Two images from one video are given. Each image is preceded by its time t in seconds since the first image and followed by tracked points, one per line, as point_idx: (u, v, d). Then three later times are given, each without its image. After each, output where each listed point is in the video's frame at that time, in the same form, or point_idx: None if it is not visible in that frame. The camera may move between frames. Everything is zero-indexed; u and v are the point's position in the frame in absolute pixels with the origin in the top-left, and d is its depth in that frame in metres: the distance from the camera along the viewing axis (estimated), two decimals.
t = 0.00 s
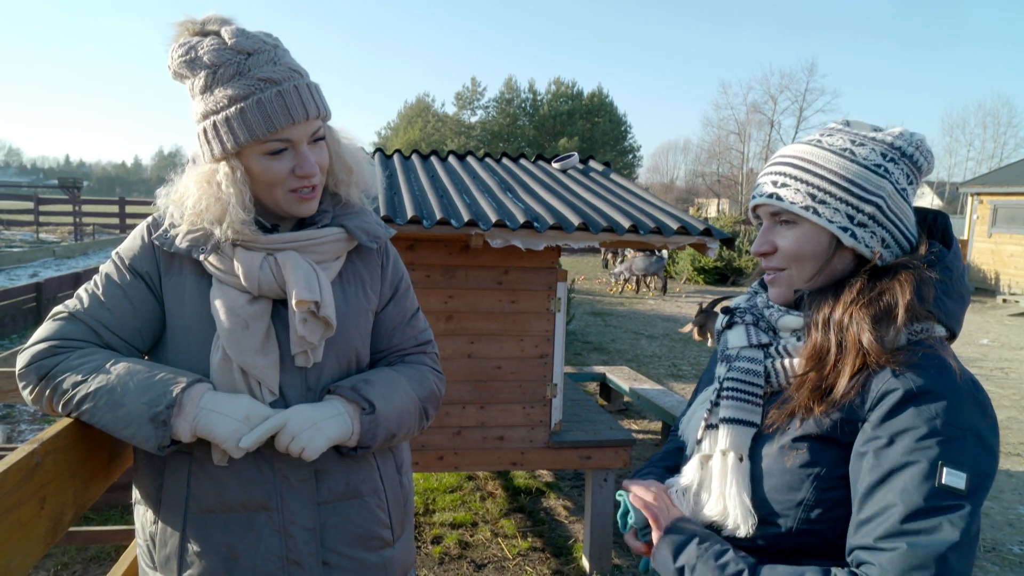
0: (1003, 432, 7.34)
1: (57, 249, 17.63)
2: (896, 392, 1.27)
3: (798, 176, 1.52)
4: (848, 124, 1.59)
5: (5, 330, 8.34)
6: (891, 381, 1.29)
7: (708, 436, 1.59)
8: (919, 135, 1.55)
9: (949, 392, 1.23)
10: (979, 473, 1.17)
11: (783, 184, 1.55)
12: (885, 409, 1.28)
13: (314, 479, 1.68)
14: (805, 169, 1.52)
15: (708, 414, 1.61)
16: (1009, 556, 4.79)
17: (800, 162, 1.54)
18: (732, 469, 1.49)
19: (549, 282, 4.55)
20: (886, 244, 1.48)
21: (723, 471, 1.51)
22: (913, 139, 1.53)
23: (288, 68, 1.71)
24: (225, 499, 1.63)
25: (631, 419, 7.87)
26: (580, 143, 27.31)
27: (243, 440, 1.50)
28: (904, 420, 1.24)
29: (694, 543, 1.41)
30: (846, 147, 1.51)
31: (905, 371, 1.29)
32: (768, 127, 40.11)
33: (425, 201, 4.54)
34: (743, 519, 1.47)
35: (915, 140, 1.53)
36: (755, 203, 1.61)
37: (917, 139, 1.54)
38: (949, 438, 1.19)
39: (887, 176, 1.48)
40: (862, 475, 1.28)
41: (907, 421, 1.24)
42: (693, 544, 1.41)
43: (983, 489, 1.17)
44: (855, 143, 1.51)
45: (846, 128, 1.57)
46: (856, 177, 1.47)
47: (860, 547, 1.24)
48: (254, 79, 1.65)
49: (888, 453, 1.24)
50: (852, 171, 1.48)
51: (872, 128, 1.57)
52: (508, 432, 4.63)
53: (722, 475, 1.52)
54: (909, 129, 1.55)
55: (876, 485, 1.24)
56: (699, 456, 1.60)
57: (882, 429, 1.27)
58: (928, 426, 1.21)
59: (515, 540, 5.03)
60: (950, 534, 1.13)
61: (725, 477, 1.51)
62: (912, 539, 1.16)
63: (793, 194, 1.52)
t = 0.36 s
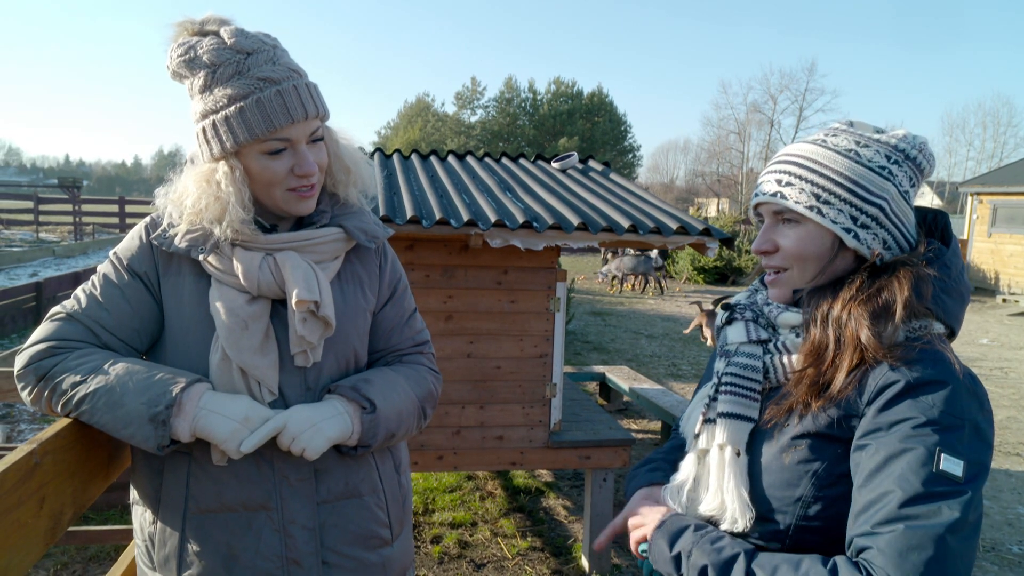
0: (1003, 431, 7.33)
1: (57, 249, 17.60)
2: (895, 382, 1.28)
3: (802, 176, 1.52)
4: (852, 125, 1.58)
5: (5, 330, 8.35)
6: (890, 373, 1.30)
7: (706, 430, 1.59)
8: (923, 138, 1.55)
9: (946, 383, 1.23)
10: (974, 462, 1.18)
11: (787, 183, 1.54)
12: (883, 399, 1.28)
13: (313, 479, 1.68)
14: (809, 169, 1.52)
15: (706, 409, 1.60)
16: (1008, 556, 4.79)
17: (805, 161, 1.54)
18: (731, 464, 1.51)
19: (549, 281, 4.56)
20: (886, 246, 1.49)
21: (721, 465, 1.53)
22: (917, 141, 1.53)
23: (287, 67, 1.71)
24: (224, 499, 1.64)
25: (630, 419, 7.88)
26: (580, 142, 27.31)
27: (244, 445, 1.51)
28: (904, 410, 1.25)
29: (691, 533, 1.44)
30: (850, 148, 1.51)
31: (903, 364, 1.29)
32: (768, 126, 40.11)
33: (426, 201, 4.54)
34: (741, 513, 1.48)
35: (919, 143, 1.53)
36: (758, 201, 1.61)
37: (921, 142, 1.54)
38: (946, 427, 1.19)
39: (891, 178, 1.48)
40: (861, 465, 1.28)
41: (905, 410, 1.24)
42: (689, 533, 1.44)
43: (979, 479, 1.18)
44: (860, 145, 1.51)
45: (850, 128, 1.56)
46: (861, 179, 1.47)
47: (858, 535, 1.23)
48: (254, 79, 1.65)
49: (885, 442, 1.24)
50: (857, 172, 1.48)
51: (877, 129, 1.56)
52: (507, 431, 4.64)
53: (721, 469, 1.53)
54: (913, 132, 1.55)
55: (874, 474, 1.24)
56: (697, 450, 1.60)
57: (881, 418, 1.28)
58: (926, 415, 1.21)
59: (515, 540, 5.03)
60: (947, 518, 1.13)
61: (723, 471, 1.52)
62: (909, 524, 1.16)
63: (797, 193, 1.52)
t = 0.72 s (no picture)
0: (1003, 431, 7.33)
1: (56, 249, 17.59)
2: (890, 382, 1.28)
3: (801, 174, 1.52)
4: (854, 124, 1.58)
5: (5, 330, 8.35)
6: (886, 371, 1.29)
7: (702, 427, 1.58)
8: (924, 139, 1.55)
9: (942, 383, 1.23)
10: (972, 463, 1.18)
11: (786, 181, 1.54)
12: (878, 399, 1.28)
13: (312, 479, 1.68)
14: (808, 167, 1.52)
15: (703, 405, 1.59)
16: (1008, 556, 4.79)
17: (805, 159, 1.54)
18: (726, 460, 1.50)
19: (549, 281, 4.56)
20: (883, 246, 1.49)
21: (716, 461, 1.52)
22: (918, 143, 1.53)
23: (284, 66, 1.71)
24: (223, 499, 1.64)
25: (631, 419, 7.88)
26: (580, 142, 27.31)
27: (244, 445, 1.51)
28: (899, 411, 1.24)
29: (688, 540, 1.46)
30: (850, 147, 1.51)
31: (900, 363, 1.29)
32: (768, 126, 40.12)
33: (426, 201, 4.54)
34: (737, 509, 1.47)
35: (920, 144, 1.53)
36: (757, 198, 1.61)
37: (922, 143, 1.54)
38: (943, 429, 1.19)
39: (890, 179, 1.48)
40: (855, 466, 1.28)
41: (901, 411, 1.24)
42: (686, 542, 1.46)
43: (978, 481, 1.18)
44: (860, 144, 1.51)
45: (851, 127, 1.56)
46: (859, 178, 1.47)
47: (855, 537, 1.24)
48: (250, 78, 1.65)
49: (881, 443, 1.25)
50: (855, 172, 1.48)
51: (877, 129, 1.56)
52: (507, 431, 4.63)
53: (716, 465, 1.52)
54: (914, 133, 1.55)
55: (870, 476, 1.24)
56: (693, 447, 1.60)
57: (875, 419, 1.27)
58: (921, 417, 1.21)
59: (515, 539, 5.03)
60: (944, 521, 1.14)
61: (719, 468, 1.52)
62: (906, 528, 1.16)
63: (796, 192, 1.52)
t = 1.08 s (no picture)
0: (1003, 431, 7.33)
1: (56, 250, 17.57)
2: (888, 384, 1.27)
3: (798, 181, 1.52)
4: (852, 125, 1.57)
5: (5, 331, 8.36)
6: (884, 373, 1.29)
7: (702, 427, 1.58)
8: (922, 140, 1.54)
9: (941, 385, 1.23)
10: (976, 463, 1.18)
11: (783, 188, 1.54)
12: (876, 402, 1.28)
13: (310, 480, 1.68)
14: (806, 174, 1.52)
15: (703, 405, 1.59)
16: (1007, 556, 4.79)
17: (802, 165, 1.54)
18: (727, 460, 1.50)
19: (548, 282, 4.55)
20: (880, 251, 1.49)
21: (716, 462, 1.52)
22: (916, 145, 1.52)
23: (281, 66, 1.71)
24: (221, 499, 1.64)
25: (630, 419, 7.89)
26: (580, 143, 27.31)
27: (243, 445, 1.51)
28: (899, 414, 1.24)
29: (693, 545, 1.44)
30: (848, 152, 1.50)
31: (898, 363, 1.29)
32: (768, 126, 40.12)
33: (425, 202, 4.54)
34: (738, 509, 1.47)
35: (918, 146, 1.52)
36: (754, 203, 1.62)
37: (920, 145, 1.53)
38: (945, 431, 1.19)
39: (887, 184, 1.48)
40: (858, 469, 1.28)
41: (902, 414, 1.24)
42: (691, 547, 1.44)
43: (983, 481, 1.18)
44: (858, 148, 1.50)
45: (850, 129, 1.55)
46: (855, 186, 1.47)
47: (861, 541, 1.25)
48: (249, 77, 1.65)
49: (883, 447, 1.24)
50: (852, 178, 1.48)
51: (876, 130, 1.55)
52: (507, 432, 4.63)
53: (716, 466, 1.52)
54: (912, 134, 1.54)
55: (874, 479, 1.24)
56: (693, 448, 1.60)
57: (876, 422, 1.27)
58: (923, 419, 1.21)
59: (515, 540, 5.03)
60: (950, 525, 1.14)
61: (720, 468, 1.52)
62: (913, 533, 1.17)
63: (793, 199, 1.52)
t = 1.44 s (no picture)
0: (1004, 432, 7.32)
1: (57, 249, 17.59)
2: (892, 384, 1.27)
3: (802, 181, 1.52)
4: (856, 125, 1.57)
5: (6, 330, 8.36)
6: (888, 373, 1.29)
7: (705, 427, 1.58)
8: (925, 143, 1.54)
9: (945, 384, 1.23)
10: (980, 462, 1.18)
11: (786, 187, 1.55)
12: (880, 402, 1.28)
13: (313, 479, 1.68)
14: (810, 173, 1.52)
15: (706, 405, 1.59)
16: (1008, 556, 4.79)
17: (806, 165, 1.54)
18: (730, 459, 1.50)
19: (549, 282, 4.56)
20: (882, 251, 1.49)
21: (720, 461, 1.52)
22: (919, 147, 1.53)
23: (284, 66, 1.71)
24: (224, 498, 1.64)
25: (631, 419, 7.89)
26: (581, 143, 27.30)
27: (245, 444, 1.51)
28: (903, 414, 1.24)
29: (699, 545, 1.44)
30: (852, 153, 1.50)
31: (902, 363, 1.29)
32: (769, 127, 40.10)
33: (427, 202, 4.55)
34: (742, 508, 1.47)
35: (921, 148, 1.53)
36: (758, 202, 1.62)
37: (923, 147, 1.53)
38: (948, 430, 1.19)
39: (890, 186, 1.48)
40: (862, 468, 1.28)
41: (906, 414, 1.24)
42: (697, 546, 1.44)
43: (985, 479, 1.18)
44: (861, 149, 1.50)
45: (853, 129, 1.55)
46: (859, 186, 1.47)
47: (866, 539, 1.25)
48: (251, 77, 1.65)
49: (888, 446, 1.25)
50: (856, 178, 1.48)
51: (879, 131, 1.55)
52: (508, 432, 4.64)
53: (721, 465, 1.52)
54: (916, 136, 1.54)
55: (879, 478, 1.25)
56: (697, 447, 1.60)
57: (881, 422, 1.27)
58: (927, 419, 1.21)
59: (516, 540, 5.03)
60: (955, 523, 1.15)
61: (724, 467, 1.52)
62: (918, 531, 1.17)
63: (797, 198, 1.52)
